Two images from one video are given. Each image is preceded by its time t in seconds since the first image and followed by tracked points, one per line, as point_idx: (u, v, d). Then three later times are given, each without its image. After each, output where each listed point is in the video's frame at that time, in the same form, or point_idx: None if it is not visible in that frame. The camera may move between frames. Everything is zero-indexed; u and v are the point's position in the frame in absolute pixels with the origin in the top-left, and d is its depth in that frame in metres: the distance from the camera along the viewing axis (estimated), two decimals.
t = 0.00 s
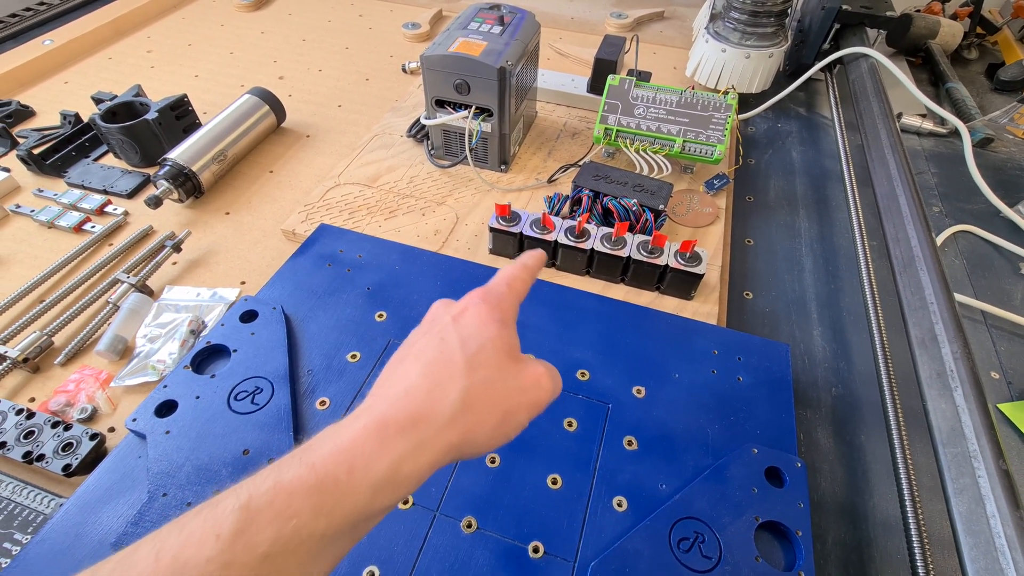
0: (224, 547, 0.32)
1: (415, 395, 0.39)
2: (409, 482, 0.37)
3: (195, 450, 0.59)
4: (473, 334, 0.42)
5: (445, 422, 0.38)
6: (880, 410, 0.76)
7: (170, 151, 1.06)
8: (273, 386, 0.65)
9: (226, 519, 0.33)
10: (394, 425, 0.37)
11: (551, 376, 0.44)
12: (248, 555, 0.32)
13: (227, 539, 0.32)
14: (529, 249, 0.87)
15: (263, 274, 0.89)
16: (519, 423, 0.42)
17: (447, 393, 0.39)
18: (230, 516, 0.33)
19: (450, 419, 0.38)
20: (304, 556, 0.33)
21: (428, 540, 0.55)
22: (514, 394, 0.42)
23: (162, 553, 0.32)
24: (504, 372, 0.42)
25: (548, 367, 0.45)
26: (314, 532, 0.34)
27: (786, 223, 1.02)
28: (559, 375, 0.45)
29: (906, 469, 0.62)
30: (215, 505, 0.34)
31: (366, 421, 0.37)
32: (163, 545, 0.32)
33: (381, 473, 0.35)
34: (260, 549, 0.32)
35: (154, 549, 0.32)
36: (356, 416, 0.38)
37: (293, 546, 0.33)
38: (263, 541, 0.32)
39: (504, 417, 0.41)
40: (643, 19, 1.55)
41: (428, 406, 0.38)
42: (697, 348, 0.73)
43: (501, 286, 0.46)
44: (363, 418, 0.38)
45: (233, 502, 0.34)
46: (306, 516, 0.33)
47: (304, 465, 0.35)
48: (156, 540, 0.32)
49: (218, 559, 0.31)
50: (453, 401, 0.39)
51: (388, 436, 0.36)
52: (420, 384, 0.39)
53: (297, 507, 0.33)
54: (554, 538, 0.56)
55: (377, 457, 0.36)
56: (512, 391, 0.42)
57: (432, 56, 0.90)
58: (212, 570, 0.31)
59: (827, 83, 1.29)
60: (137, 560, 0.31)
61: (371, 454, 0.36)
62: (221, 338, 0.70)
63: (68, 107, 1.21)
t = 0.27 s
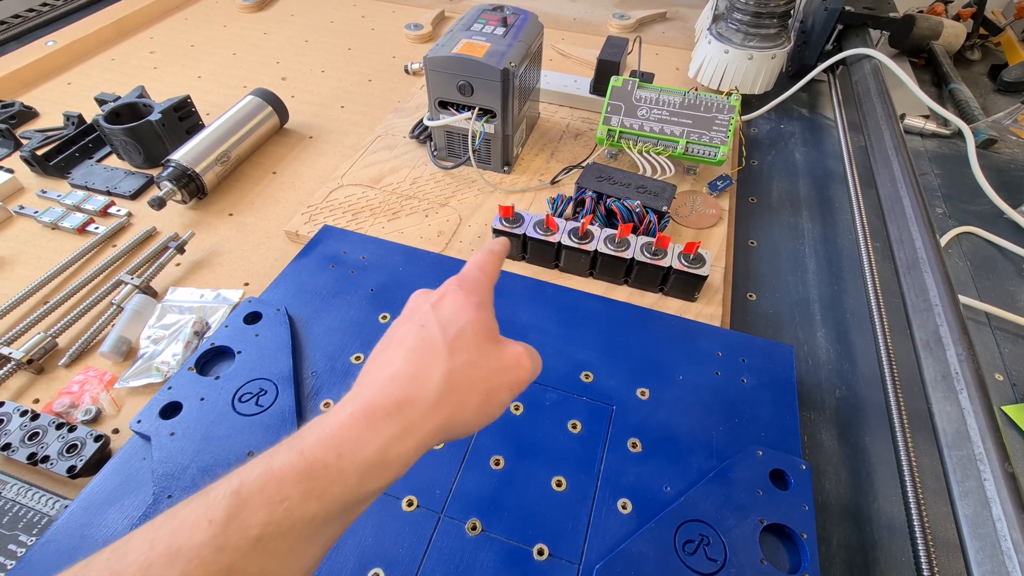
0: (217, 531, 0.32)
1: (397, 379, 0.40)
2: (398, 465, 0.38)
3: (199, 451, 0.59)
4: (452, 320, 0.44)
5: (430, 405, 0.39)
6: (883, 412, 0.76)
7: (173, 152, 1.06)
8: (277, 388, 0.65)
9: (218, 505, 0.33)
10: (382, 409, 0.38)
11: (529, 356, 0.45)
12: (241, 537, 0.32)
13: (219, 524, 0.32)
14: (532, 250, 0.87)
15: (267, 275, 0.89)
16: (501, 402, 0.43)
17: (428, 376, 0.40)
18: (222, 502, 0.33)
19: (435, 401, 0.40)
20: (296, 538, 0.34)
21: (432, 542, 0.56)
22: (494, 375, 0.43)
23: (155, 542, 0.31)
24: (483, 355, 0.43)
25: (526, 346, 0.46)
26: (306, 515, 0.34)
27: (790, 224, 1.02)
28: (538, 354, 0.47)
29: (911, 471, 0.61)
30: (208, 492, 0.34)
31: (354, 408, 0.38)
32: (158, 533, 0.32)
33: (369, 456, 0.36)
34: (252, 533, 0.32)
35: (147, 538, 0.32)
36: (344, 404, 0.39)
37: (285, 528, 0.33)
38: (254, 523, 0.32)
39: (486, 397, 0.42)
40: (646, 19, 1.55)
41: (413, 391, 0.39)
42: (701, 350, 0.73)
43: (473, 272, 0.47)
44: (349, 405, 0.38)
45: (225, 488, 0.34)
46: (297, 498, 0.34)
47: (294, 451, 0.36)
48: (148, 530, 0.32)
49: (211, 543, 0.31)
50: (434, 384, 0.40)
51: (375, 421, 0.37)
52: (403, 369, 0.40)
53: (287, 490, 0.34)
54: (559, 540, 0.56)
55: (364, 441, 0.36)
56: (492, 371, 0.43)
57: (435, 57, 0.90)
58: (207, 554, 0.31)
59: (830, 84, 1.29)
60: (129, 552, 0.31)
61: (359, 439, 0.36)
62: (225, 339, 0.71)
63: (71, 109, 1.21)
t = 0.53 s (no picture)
0: (213, 525, 0.31)
1: (394, 377, 0.39)
2: (394, 461, 0.37)
3: (197, 452, 0.59)
4: (449, 318, 0.43)
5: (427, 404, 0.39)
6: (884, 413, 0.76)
7: (172, 152, 1.06)
8: (276, 388, 0.65)
9: (214, 499, 0.32)
10: (378, 407, 0.37)
11: (525, 354, 0.45)
12: (236, 531, 0.32)
13: (215, 518, 0.32)
14: (532, 251, 0.87)
15: (266, 275, 0.89)
16: (497, 401, 0.43)
17: (425, 374, 0.40)
18: (218, 496, 0.32)
19: (432, 400, 0.39)
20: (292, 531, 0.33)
21: (431, 544, 0.55)
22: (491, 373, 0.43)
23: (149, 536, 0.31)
24: (479, 353, 0.42)
25: (522, 345, 0.46)
26: (302, 510, 0.33)
27: (791, 224, 1.02)
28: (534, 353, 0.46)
29: (912, 473, 0.61)
30: (204, 486, 0.33)
31: (351, 404, 0.37)
32: (153, 525, 0.32)
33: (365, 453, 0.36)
34: (250, 526, 0.32)
35: (143, 530, 0.31)
36: (340, 401, 0.38)
37: (281, 523, 0.33)
38: (252, 517, 0.32)
39: (482, 395, 0.42)
40: (646, 19, 1.55)
41: (409, 389, 0.39)
42: (701, 351, 0.73)
43: (469, 268, 0.47)
44: (345, 402, 0.38)
45: (221, 483, 0.33)
46: (293, 494, 0.33)
47: (290, 447, 0.35)
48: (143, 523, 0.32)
49: (206, 538, 0.31)
50: (431, 381, 0.40)
51: (371, 418, 0.37)
52: (401, 366, 0.40)
53: (283, 485, 0.33)
54: (559, 542, 0.56)
55: (360, 438, 0.36)
56: (489, 370, 0.43)
57: (435, 57, 0.90)
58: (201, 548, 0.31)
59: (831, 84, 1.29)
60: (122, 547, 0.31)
61: (356, 435, 0.36)
62: (223, 340, 0.70)
63: (71, 109, 1.21)
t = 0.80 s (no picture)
0: (270, 535, 0.30)
1: (450, 391, 0.36)
2: (448, 479, 0.35)
3: (198, 449, 0.60)
4: (510, 334, 0.40)
5: (483, 423, 0.36)
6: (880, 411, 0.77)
7: (173, 151, 1.07)
8: (276, 386, 0.66)
9: (272, 507, 0.31)
10: (433, 422, 0.35)
11: (583, 378, 0.42)
12: (293, 544, 0.30)
13: (273, 527, 0.31)
14: (530, 250, 0.88)
15: (266, 274, 0.89)
16: (552, 425, 0.40)
17: (483, 392, 0.37)
18: (276, 504, 0.31)
19: (489, 419, 0.36)
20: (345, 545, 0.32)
21: (429, 539, 0.56)
22: (550, 395, 0.39)
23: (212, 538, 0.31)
24: (540, 374, 0.39)
25: (580, 368, 0.43)
26: (356, 524, 0.32)
27: (788, 224, 1.02)
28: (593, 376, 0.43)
29: (907, 470, 0.62)
30: (262, 490, 0.33)
31: (405, 416, 0.35)
32: (213, 528, 0.31)
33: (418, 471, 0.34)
34: (306, 539, 0.31)
35: (205, 531, 0.31)
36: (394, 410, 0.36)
37: (333, 537, 0.32)
38: (308, 530, 0.31)
39: (539, 418, 0.39)
40: (645, 19, 1.56)
41: (467, 406, 0.36)
42: (698, 349, 0.73)
43: (533, 283, 0.43)
44: (400, 413, 0.36)
45: (279, 490, 0.32)
46: (349, 508, 0.32)
47: (346, 457, 0.34)
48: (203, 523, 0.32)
49: (264, 547, 0.30)
50: (489, 400, 0.37)
51: (427, 433, 0.35)
52: (459, 381, 0.37)
53: (339, 498, 0.32)
54: (555, 537, 0.56)
55: (415, 454, 0.34)
56: (547, 393, 0.39)
57: (434, 58, 0.91)
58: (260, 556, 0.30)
59: (829, 84, 1.29)
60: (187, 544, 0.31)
61: (413, 449, 0.34)
62: (224, 338, 0.71)
63: (72, 109, 1.22)
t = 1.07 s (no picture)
0: (300, 566, 0.33)
1: (490, 423, 0.38)
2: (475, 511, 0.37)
3: (200, 447, 0.60)
4: (553, 361, 0.41)
5: (520, 457, 0.38)
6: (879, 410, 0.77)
7: (174, 152, 1.07)
8: (277, 385, 0.66)
9: (301, 540, 0.34)
10: (470, 456, 0.37)
11: (623, 411, 0.43)
12: None
13: (302, 559, 0.33)
14: (530, 250, 0.88)
15: (267, 273, 0.90)
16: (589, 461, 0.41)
17: (524, 427, 0.38)
18: (305, 537, 0.34)
19: (525, 456, 0.38)
20: None
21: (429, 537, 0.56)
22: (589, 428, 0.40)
23: (239, 562, 0.33)
24: (581, 409, 0.40)
25: (620, 402, 0.43)
26: (387, 561, 0.35)
27: (787, 224, 1.03)
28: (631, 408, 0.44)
29: (905, 468, 0.62)
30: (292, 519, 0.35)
31: (441, 445, 0.37)
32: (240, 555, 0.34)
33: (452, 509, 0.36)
34: None
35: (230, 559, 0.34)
36: (431, 438, 0.38)
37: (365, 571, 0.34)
38: (337, 566, 0.33)
39: (576, 453, 0.40)
40: (645, 20, 1.56)
41: (505, 439, 0.38)
42: (697, 348, 0.74)
43: (581, 301, 0.44)
44: (437, 441, 0.38)
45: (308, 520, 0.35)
46: (379, 544, 0.34)
47: (377, 489, 0.36)
48: (232, 545, 0.34)
49: None
50: (530, 433, 0.38)
51: (462, 467, 0.37)
52: (497, 413, 0.38)
53: (370, 534, 0.34)
54: (556, 535, 0.57)
55: (451, 492, 0.36)
56: (587, 429, 0.40)
57: (434, 58, 0.91)
58: None
59: (828, 84, 1.30)
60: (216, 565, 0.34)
61: (447, 485, 0.36)
62: (225, 337, 0.71)
63: (73, 109, 1.22)
